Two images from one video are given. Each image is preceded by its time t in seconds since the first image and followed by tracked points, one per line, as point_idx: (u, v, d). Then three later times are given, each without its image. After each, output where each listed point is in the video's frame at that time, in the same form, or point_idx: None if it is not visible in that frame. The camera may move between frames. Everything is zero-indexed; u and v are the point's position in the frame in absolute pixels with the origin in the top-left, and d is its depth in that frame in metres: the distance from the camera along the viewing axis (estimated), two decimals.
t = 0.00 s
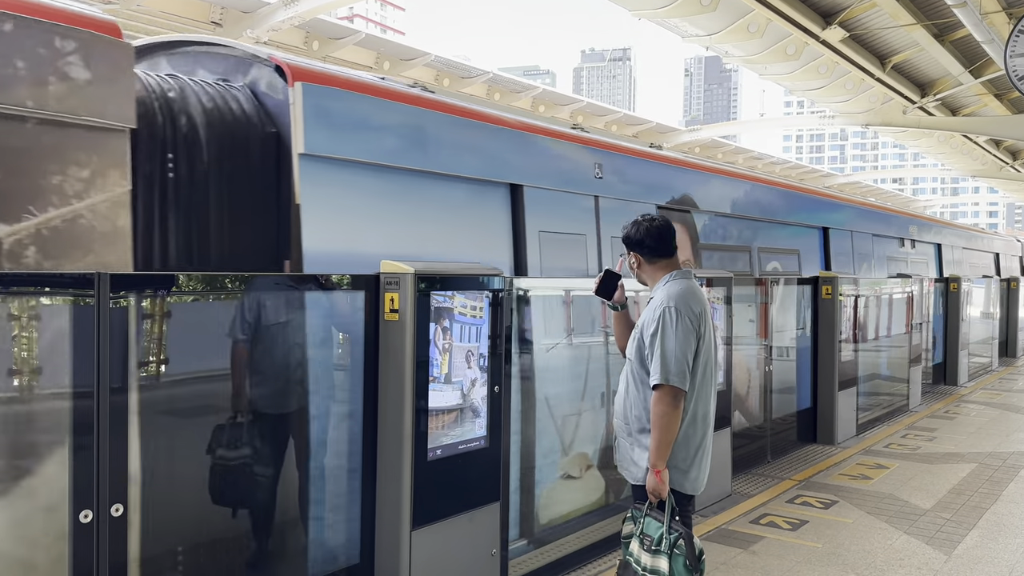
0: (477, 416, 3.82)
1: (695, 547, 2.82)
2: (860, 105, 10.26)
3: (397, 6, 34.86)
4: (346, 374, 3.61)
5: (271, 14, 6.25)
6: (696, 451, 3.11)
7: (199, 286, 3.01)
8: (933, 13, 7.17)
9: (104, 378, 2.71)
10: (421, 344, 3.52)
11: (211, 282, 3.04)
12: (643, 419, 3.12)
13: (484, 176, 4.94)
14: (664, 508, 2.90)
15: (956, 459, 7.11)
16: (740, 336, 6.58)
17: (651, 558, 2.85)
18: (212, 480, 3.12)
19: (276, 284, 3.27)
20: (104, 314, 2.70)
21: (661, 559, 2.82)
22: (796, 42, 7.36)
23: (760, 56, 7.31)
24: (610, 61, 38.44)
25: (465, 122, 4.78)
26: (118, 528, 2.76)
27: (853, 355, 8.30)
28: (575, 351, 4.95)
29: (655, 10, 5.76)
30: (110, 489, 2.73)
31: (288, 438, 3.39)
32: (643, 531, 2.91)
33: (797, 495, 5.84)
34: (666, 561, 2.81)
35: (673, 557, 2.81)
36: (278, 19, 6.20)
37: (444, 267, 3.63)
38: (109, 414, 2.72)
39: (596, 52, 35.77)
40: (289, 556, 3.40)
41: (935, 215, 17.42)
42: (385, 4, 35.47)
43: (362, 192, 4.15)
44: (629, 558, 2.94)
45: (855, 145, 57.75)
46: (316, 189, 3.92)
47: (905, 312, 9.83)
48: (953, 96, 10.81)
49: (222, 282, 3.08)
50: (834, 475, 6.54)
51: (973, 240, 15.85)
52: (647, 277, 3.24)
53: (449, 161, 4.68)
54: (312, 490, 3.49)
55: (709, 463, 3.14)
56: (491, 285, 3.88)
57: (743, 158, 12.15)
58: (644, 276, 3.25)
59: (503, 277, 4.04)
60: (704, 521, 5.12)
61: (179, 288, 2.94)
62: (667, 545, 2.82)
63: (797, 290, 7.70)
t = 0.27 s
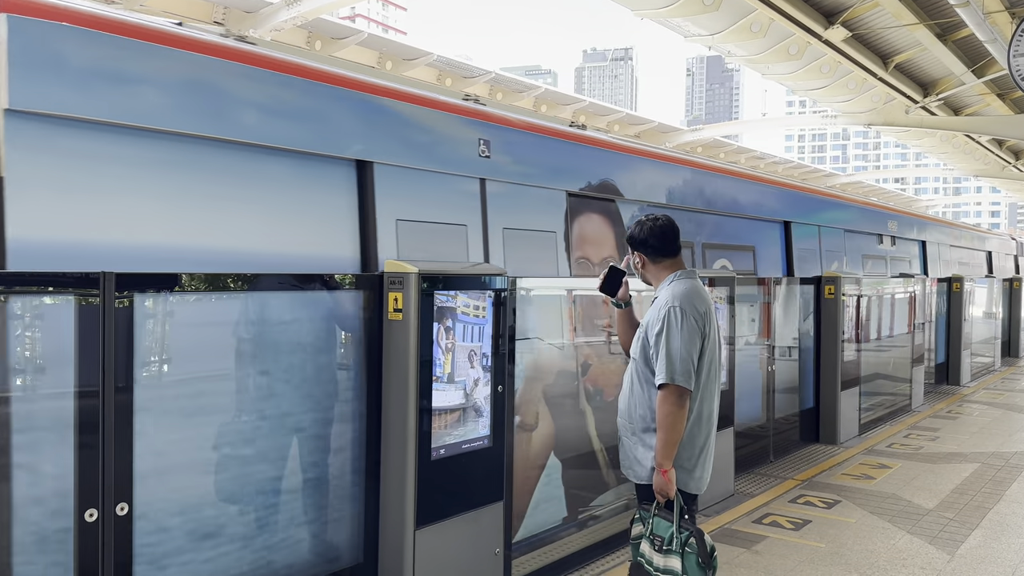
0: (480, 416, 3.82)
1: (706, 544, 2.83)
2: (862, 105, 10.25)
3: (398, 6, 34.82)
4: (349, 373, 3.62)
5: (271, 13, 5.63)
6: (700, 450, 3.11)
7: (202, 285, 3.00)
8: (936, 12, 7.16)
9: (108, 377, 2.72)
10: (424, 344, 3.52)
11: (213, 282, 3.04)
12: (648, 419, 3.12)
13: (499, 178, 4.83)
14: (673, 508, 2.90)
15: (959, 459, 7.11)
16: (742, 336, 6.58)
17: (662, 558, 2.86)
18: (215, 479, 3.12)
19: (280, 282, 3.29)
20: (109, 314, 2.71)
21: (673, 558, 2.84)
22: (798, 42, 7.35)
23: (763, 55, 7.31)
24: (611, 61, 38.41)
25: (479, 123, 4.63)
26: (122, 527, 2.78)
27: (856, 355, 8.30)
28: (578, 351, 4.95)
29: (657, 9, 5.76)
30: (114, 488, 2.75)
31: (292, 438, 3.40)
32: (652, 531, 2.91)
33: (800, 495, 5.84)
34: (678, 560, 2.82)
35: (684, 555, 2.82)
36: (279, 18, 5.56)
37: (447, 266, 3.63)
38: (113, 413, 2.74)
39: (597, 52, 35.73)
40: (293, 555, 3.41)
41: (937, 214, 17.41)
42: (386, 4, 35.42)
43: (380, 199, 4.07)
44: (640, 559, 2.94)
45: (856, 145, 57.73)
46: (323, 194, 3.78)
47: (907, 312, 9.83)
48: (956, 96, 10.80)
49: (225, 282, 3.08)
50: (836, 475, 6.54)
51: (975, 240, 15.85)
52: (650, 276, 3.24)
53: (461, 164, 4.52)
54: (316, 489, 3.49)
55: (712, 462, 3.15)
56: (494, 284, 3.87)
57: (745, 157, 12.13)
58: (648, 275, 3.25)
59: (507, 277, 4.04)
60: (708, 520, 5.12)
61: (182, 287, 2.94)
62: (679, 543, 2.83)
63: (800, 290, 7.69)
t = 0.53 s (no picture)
0: (483, 415, 3.82)
1: (719, 540, 2.86)
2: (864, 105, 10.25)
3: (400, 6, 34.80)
4: (352, 373, 3.63)
5: (276, 14, 5.58)
6: (704, 450, 3.11)
7: (205, 285, 3.00)
8: (938, 12, 7.16)
9: (114, 378, 2.72)
10: (428, 344, 3.53)
11: (216, 282, 3.03)
12: (653, 418, 3.12)
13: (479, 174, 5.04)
14: (684, 507, 2.91)
15: (962, 459, 7.10)
16: (745, 336, 6.58)
17: (675, 558, 2.87)
18: (220, 477, 3.13)
19: (284, 282, 3.27)
20: (115, 314, 2.71)
21: (687, 558, 2.85)
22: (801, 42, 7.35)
23: (766, 55, 7.30)
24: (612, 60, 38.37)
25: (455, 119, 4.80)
26: (128, 526, 2.78)
27: (859, 355, 8.29)
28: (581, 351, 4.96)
29: (660, 9, 5.76)
30: (120, 488, 2.75)
31: (295, 437, 3.41)
32: (662, 532, 2.92)
33: (803, 495, 5.84)
34: (693, 558, 2.84)
35: (698, 554, 2.85)
36: (284, 20, 5.53)
37: (450, 266, 3.64)
38: (119, 413, 2.74)
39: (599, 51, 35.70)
40: (297, 554, 3.42)
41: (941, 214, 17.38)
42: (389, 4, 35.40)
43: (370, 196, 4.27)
44: (649, 561, 2.94)
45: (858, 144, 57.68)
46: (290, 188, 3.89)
47: (910, 312, 9.82)
48: (958, 96, 10.79)
49: (228, 281, 3.06)
50: (839, 475, 6.54)
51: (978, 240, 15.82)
52: (655, 276, 3.24)
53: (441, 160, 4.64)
54: (319, 488, 3.50)
55: (716, 461, 3.15)
56: (496, 284, 3.88)
57: (748, 157, 12.13)
58: (652, 275, 3.26)
59: (510, 277, 4.04)
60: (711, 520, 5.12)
61: (185, 287, 2.93)
62: (693, 542, 2.85)
63: (803, 289, 7.69)
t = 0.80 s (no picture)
0: (485, 415, 3.82)
1: (721, 540, 2.85)
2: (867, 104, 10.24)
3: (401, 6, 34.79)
4: (355, 373, 3.64)
5: (279, 13, 5.59)
6: (706, 449, 3.12)
7: (208, 285, 3.00)
8: (941, 11, 7.15)
9: (116, 377, 2.73)
10: (430, 344, 3.54)
11: (219, 281, 3.03)
12: (656, 418, 3.12)
13: (488, 175, 4.87)
14: (686, 507, 2.91)
15: (964, 459, 7.09)
16: (747, 336, 6.58)
17: (676, 557, 2.88)
18: (221, 476, 3.16)
19: (287, 283, 3.27)
20: (118, 313, 2.72)
21: (688, 557, 2.86)
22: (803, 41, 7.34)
23: (768, 54, 7.29)
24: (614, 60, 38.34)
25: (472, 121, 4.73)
26: (130, 526, 2.78)
27: (861, 355, 8.29)
28: (582, 350, 4.95)
29: (662, 9, 5.76)
30: (123, 487, 2.76)
31: (298, 437, 3.43)
32: (664, 531, 2.92)
33: (805, 494, 5.83)
34: (694, 558, 2.84)
35: (699, 554, 2.84)
36: (286, 20, 5.53)
37: (452, 267, 3.64)
38: (122, 412, 2.74)
39: (601, 51, 35.67)
40: (300, 554, 3.43)
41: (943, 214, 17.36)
42: (391, 4, 35.37)
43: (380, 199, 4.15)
44: (651, 560, 2.96)
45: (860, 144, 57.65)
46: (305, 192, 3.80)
47: (913, 312, 9.81)
48: (960, 95, 10.79)
49: (231, 281, 3.07)
50: (841, 475, 6.53)
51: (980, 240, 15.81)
52: (657, 276, 3.25)
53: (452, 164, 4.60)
54: (320, 488, 3.51)
55: (719, 461, 3.15)
56: (498, 284, 3.88)
57: (750, 157, 12.10)
58: (653, 275, 3.26)
59: (512, 277, 4.04)
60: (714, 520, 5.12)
61: (187, 287, 2.94)
62: (694, 542, 2.85)
63: (805, 289, 7.68)
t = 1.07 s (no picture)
0: (488, 415, 3.83)
1: (717, 543, 2.85)
2: (870, 104, 10.23)
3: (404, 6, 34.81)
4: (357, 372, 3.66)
5: (282, 14, 5.50)
6: (709, 449, 3.11)
7: (210, 285, 3.02)
8: (944, 11, 7.14)
9: (119, 377, 2.74)
10: (432, 344, 3.54)
11: (221, 282, 3.05)
12: (658, 417, 3.12)
13: (486, 174, 4.89)
14: (684, 507, 2.91)
15: (967, 459, 7.08)
16: (750, 336, 6.57)
17: (673, 556, 2.88)
18: (225, 476, 3.16)
19: (291, 282, 3.28)
20: (120, 314, 2.73)
21: (683, 556, 2.86)
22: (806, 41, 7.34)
23: (771, 54, 7.27)
24: (617, 60, 38.30)
25: (472, 121, 4.76)
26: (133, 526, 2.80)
27: (864, 355, 8.28)
28: (584, 351, 4.95)
29: (664, 9, 5.76)
30: (125, 487, 2.77)
31: (301, 437, 3.44)
32: (664, 529, 2.93)
33: (807, 495, 5.83)
34: (689, 558, 2.85)
35: (694, 554, 2.84)
36: (289, 21, 5.43)
37: (454, 266, 3.64)
38: (124, 412, 2.76)
39: (603, 51, 35.64)
40: (302, 553, 3.44)
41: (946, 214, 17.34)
42: (394, 5, 35.39)
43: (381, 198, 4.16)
44: (650, 558, 2.97)
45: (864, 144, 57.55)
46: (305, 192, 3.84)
47: (916, 312, 9.79)
48: (964, 95, 10.77)
49: (233, 280, 3.08)
50: (844, 475, 6.53)
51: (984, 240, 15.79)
52: (662, 276, 3.24)
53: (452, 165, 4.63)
54: (323, 488, 3.51)
55: (721, 461, 3.15)
56: (500, 284, 3.88)
57: (753, 158, 12.09)
58: (658, 276, 3.25)
59: (514, 277, 4.04)
60: (716, 520, 5.11)
61: (190, 287, 2.95)
62: (689, 542, 2.85)
63: (808, 289, 7.67)
